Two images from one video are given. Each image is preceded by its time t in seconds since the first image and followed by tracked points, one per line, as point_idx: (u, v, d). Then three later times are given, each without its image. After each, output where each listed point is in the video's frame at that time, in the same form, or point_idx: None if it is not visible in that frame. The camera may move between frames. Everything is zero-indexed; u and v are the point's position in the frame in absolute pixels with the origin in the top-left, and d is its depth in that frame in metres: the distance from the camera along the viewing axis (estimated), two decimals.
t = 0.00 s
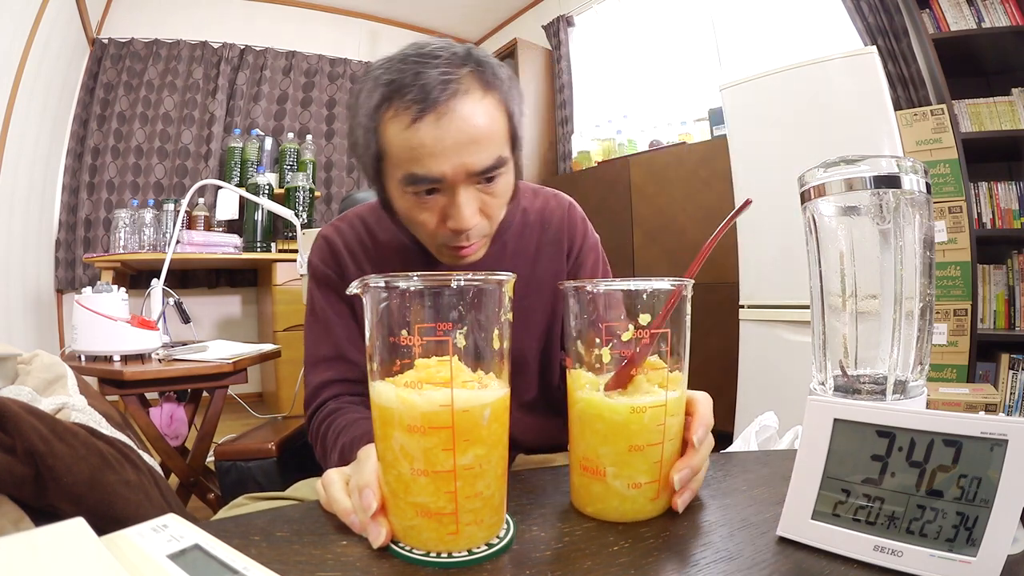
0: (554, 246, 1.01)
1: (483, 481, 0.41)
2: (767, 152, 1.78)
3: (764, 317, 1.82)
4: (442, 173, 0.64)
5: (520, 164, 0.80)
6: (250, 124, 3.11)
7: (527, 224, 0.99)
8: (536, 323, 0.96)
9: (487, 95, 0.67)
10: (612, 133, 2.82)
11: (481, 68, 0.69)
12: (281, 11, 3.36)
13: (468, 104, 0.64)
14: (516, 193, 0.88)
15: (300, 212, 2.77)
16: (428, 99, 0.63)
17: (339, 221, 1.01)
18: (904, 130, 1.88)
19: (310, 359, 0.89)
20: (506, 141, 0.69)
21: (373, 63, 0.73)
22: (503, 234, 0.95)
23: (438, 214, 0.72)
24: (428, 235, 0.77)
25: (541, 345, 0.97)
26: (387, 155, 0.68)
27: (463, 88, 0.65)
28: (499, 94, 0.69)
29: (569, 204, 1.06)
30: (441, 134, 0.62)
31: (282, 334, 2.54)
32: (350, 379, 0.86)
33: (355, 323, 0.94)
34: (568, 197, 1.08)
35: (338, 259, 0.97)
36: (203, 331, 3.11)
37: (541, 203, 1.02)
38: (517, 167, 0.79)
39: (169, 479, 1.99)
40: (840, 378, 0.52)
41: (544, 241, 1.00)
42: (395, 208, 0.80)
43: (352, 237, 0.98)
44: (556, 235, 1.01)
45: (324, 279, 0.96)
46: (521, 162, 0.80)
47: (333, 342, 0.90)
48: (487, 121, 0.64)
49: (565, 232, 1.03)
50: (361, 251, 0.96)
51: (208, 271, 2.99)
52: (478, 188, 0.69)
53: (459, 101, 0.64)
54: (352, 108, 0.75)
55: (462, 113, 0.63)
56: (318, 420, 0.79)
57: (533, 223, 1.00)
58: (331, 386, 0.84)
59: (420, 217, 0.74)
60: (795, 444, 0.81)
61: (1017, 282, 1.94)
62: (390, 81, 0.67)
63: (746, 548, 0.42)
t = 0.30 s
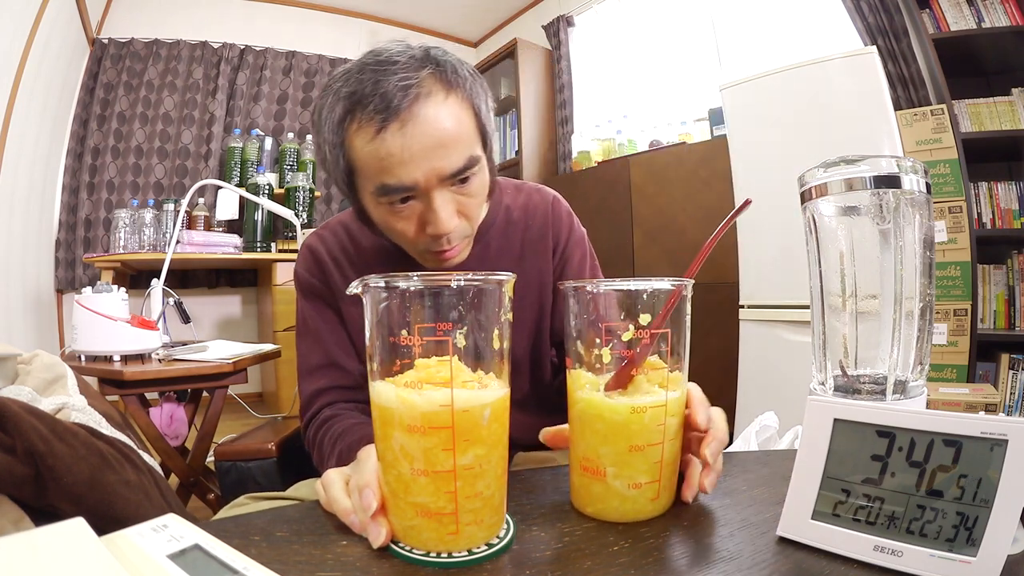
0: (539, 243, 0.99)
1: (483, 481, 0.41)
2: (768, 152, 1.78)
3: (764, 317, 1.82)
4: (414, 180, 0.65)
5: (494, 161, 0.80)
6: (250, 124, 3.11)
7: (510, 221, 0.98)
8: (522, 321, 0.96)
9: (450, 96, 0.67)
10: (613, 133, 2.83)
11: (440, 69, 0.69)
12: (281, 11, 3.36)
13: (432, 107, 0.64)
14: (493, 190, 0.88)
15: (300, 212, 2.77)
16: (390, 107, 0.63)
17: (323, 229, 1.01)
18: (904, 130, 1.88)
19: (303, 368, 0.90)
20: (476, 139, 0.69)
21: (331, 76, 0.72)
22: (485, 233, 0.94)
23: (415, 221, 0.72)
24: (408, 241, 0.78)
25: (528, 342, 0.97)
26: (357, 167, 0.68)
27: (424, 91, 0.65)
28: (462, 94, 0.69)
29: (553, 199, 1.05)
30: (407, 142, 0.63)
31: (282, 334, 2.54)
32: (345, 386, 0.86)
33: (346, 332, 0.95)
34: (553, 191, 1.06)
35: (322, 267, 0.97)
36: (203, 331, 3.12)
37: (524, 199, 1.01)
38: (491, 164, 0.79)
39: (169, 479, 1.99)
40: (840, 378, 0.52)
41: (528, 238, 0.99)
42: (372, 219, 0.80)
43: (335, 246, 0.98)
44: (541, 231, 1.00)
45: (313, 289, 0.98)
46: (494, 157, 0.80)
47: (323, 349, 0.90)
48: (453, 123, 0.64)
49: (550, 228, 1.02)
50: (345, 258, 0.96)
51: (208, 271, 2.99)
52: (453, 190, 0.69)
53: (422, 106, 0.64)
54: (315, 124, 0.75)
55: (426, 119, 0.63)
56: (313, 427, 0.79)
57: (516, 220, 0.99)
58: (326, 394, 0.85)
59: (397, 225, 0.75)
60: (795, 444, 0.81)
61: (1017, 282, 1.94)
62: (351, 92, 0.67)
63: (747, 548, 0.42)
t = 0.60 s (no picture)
0: (530, 244, 0.99)
1: (483, 481, 0.41)
2: (768, 152, 1.78)
3: (764, 317, 1.82)
4: (383, 192, 0.65)
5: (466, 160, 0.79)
6: (250, 124, 3.11)
7: (500, 222, 0.98)
8: (517, 323, 0.95)
9: (411, 101, 0.66)
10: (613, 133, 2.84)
11: (399, 75, 0.68)
12: (281, 11, 3.36)
13: (394, 115, 0.64)
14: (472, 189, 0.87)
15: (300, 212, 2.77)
16: (351, 119, 0.63)
17: (313, 235, 1.01)
18: (904, 130, 1.88)
19: (299, 375, 0.90)
20: (442, 143, 0.69)
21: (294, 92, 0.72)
22: (475, 235, 0.95)
23: (391, 230, 0.73)
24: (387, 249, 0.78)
25: (524, 343, 0.96)
26: (327, 182, 0.69)
27: (384, 99, 0.65)
28: (424, 97, 0.68)
29: (545, 197, 1.05)
30: (371, 154, 0.63)
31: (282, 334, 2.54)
32: (342, 393, 0.86)
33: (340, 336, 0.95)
34: (545, 189, 1.06)
35: (314, 273, 0.97)
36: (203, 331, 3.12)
37: (514, 198, 1.01)
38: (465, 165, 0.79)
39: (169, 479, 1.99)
40: (840, 378, 0.52)
41: (519, 238, 0.99)
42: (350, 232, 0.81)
43: (325, 250, 0.98)
44: (531, 231, 1.00)
45: (305, 295, 0.97)
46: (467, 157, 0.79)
47: (318, 356, 0.90)
48: (417, 130, 0.64)
49: (541, 226, 1.01)
50: (335, 263, 0.96)
51: (208, 271, 2.99)
52: (426, 196, 0.69)
53: (383, 116, 0.63)
54: (284, 141, 0.75)
55: (388, 128, 0.62)
56: (313, 432, 0.79)
57: (506, 221, 0.99)
58: (323, 401, 0.85)
59: (373, 235, 0.75)
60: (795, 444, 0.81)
61: (1017, 282, 1.94)
62: (312, 107, 0.67)
63: (746, 549, 0.42)
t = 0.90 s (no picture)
0: (521, 240, 0.99)
1: (483, 481, 0.41)
2: (768, 152, 1.78)
3: (764, 317, 1.82)
4: (347, 215, 0.65)
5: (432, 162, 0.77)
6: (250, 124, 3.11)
7: (489, 220, 0.98)
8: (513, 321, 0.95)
9: (359, 116, 0.65)
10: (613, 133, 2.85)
11: (345, 91, 0.67)
12: (281, 11, 3.36)
13: (343, 135, 0.63)
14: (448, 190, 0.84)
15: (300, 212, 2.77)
16: (300, 147, 0.63)
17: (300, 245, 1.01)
18: (904, 130, 1.88)
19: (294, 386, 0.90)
20: (399, 154, 0.67)
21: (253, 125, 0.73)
22: (464, 235, 0.95)
23: (364, 249, 0.73)
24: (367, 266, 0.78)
25: (522, 342, 0.96)
26: (293, 210, 0.70)
27: (332, 119, 0.64)
28: (374, 110, 0.67)
29: (534, 191, 1.04)
30: (327, 179, 0.63)
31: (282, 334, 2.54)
32: (339, 401, 0.86)
33: (335, 346, 0.95)
34: (535, 183, 1.06)
35: (303, 282, 0.98)
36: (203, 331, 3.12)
37: (503, 195, 1.01)
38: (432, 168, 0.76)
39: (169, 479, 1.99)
40: (840, 378, 0.52)
41: (509, 234, 0.99)
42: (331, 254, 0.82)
43: (312, 259, 0.98)
44: (522, 227, 1.00)
45: (296, 305, 0.98)
46: (433, 160, 0.77)
47: (312, 365, 0.90)
48: (369, 146, 0.63)
49: (531, 222, 1.01)
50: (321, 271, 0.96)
51: (208, 271, 2.99)
52: (394, 211, 0.68)
53: (331, 138, 0.63)
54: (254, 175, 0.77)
55: (339, 151, 0.62)
56: (310, 440, 0.79)
57: (495, 218, 0.99)
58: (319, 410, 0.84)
59: (349, 255, 0.75)
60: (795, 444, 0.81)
61: (1017, 282, 1.94)
62: (266, 138, 0.67)
63: (746, 548, 0.42)
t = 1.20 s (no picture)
0: (511, 240, 0.99)
1: (483, 481, 0.41)
2: (769, 152, 1.78)
3: (764, 317, 1.82)
4: (316, 235, 0.64)
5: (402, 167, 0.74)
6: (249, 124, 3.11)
7: (478, 222, 0.98)
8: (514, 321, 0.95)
9: (318, 131, 0.63)
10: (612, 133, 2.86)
11: (302, 106, 0.65)
12: (281, 11, 3.36)
13: (302, 153, 0.61)
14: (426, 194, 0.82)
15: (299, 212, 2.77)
16: (262, 171, 0.63)
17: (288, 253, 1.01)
18: (904, 130, 1.88)
19: (290, 393, 0.91)
20: (365, 165, 0.64)
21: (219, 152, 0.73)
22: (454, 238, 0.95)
23: (342, 264, 0.71)
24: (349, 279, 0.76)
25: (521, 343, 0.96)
26: (266, 233, 0.70)
27: (290, 138, 0.62)
28: (334, 123, 0.65)
29: (526, 189, 1.04)
30: (292, 201, 0.62)
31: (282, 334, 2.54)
32: (334, 406, 0.86)
33: (327, 353, 0.95)
34: (529, 181, 1.06)
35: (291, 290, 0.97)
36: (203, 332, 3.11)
37: (493, 195, 1.02)
38: (402, 175, 0.73)
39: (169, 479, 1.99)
40: (840, 378, 0.52)
41: (499, 235, 0.99)
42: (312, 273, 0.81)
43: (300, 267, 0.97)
44: (512, 227, 1.00)
45: (288, 314, 0.98)
46: (404, 164, 0.74)
47: (306, 373, 0.90)
48: (329, 163, 0.61)
49: (523, 221, 1.01)
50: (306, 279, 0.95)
51: (208, 271, 2.99)
52: (367, 223, 0.66)
53: (291, 158, 0.61)
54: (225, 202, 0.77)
55: (302, 170, 0.61)
56: (309, 444, 0.80)
57: (484, 220, 0.99)
58: (316, 415, 0.84)
59: (328, 272, 0.74)
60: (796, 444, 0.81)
61: (1017, 283, 1.94)
62: (230, 165, 0.67)
63: (747, 549, 0.42)
